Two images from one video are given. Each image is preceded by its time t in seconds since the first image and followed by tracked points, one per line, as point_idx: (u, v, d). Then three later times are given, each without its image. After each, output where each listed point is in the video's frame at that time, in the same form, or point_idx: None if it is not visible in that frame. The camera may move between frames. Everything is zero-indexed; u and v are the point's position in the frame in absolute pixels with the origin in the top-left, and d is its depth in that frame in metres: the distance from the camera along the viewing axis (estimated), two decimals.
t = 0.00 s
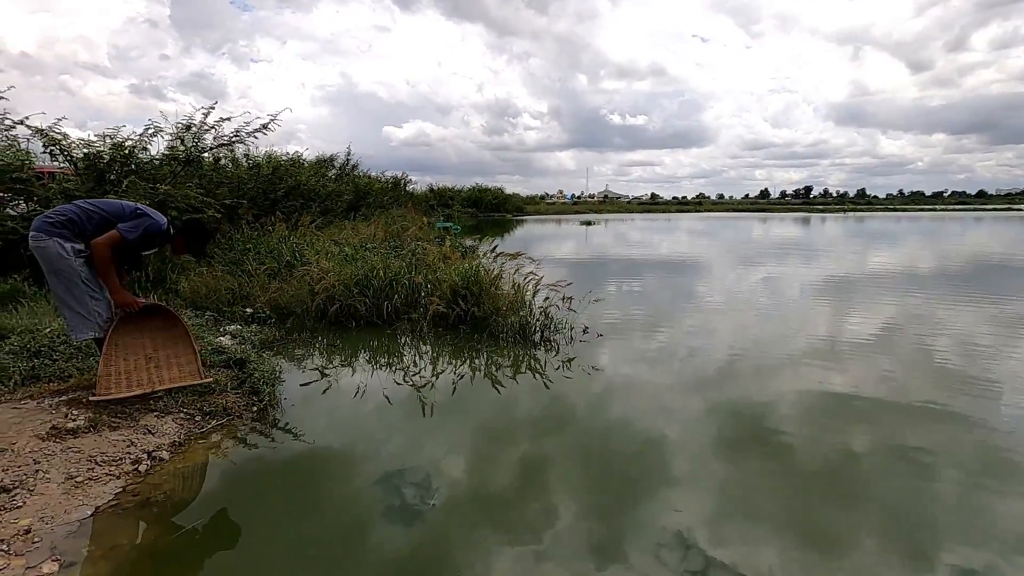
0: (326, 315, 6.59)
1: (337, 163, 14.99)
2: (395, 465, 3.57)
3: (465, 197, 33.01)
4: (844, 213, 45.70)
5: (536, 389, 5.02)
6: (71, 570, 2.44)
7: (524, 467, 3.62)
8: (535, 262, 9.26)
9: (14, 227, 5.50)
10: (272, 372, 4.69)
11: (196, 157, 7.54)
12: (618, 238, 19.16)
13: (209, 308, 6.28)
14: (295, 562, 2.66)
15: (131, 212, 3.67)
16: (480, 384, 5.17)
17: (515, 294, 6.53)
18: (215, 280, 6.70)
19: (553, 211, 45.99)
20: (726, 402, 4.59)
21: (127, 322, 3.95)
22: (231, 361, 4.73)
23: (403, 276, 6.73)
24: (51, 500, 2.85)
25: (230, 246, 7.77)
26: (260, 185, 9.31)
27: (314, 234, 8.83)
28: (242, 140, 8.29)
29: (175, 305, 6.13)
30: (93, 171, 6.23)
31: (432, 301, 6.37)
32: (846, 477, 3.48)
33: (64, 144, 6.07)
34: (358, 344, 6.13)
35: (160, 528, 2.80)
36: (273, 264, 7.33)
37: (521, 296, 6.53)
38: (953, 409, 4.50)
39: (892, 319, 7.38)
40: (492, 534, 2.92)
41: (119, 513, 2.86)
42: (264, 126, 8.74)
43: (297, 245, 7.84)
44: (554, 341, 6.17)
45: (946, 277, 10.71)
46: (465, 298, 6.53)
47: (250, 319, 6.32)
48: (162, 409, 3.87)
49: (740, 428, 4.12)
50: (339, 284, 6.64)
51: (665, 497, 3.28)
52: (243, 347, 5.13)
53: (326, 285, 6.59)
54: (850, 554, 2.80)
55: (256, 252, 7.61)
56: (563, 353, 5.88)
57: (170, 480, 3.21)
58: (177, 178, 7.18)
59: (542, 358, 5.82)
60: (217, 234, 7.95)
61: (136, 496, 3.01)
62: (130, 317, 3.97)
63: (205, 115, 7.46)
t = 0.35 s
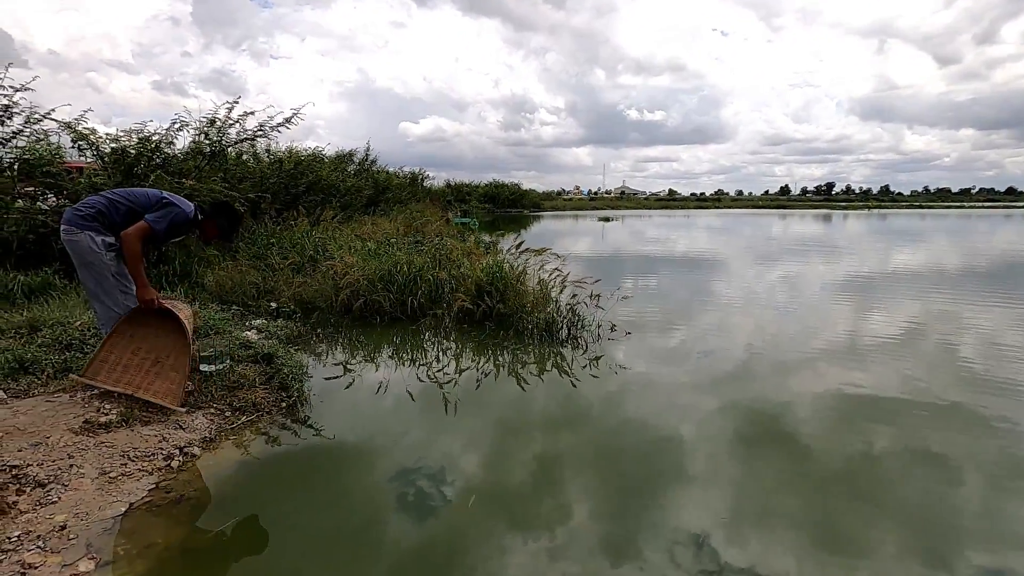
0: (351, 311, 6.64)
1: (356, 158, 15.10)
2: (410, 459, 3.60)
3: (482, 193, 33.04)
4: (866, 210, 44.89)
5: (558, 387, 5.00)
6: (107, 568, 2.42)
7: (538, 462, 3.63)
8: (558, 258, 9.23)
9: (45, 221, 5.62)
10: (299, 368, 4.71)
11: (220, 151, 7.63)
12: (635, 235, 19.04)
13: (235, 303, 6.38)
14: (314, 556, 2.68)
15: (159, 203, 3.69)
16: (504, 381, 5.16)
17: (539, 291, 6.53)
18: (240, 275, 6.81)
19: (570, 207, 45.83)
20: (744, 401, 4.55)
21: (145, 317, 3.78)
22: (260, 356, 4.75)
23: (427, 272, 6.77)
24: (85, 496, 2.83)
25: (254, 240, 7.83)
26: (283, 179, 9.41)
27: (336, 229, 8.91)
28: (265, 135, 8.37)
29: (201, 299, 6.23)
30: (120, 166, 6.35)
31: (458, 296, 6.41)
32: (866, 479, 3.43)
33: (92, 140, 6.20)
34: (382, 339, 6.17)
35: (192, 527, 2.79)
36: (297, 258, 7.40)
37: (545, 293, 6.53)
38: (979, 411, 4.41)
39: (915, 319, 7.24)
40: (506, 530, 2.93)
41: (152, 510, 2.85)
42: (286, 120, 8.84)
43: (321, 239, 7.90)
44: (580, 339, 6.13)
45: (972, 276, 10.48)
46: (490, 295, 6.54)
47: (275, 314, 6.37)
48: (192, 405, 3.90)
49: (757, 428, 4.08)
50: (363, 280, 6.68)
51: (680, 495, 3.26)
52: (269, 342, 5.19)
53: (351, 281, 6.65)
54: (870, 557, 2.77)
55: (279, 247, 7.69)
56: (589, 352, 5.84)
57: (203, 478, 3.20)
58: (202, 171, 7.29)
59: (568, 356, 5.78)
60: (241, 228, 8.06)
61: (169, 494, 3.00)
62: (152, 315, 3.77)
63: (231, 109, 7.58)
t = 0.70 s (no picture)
0: (370, 309, 6.64)
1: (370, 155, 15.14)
2: (420, 454, 3.60)
3: (494, 190, 33.03)
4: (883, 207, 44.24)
5: (578, 387, 4.94)
6: (140, 570, 2.37)
7: (548, 459, 3.62)
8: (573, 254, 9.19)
9: (69, 217, 5.71)
10: (322, 368, 4.62)
11: (238, 148, 7.69)
12: (648, 232, 18.93)
13: (253, 300, 6.41)
14: (329, 550, 2.67)
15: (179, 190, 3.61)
16: (524, 380, 5.12)
17: (558, 289, 6.47)
18: (258, 272, 6.85)
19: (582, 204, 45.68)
20: (758, 400, 4.50)
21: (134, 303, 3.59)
22: (282, 355, 4.71)
23: (446, 270, 6.79)
24: (115, 496, 2.78)
25: (272, 237, 7.87)
26: (299, 176, 9.46)
27: (351, 226, 8.95)
28: (281, 131, 8.43)
29: (220, 296, 6.28)
30: (141, 163, 6.44)
31: (477, 294, 6.40)
32: (882, 479, 3.38)
33: (111, 137, 6.29)
34: (399, 337, 6.18)
35: (221, 527, 2.72)
36: (315, 256, 7.43)
37: (566, 291, 6.46)
38: (998, 412, 4.32)
39: (933, 318, 7.12)
40: (516, 527, 2.92)
41: (183, 512, 2.78)
42: (303, 117, 8.89)
43: (338, 237, 7.92)
44: (601, 338, 6.06)
45: (992, 274, 10.29)
46: (510, 293, 6.49)
47: (294, 312, 6.40)
48: (217, 404, 3.83)
49: (769, 427, 4.04)
50: (382, 277, 6.67)
51: (692, 494, 3.23)
52: (289, 338, 5.19)
53: (370, 278, 6.63)
54: (885, 559, 2.73)
55: (297, 244, 7.72)
56: (611, 352, 5.75)
57: (232, 477, 3.14)
58: (221, 168, 7.36)
59: (588, 356, 5.71)
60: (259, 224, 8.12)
61: (199, 494, 2.94)
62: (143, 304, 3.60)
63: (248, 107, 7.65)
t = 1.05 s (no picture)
0: (386, 306, 6.70)
1: (382, 150, 15.21)
2: (430, 449, 3.65)
3: (505, 185, 33.03)
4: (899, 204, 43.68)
5: (595, 385, 4.93)
6: (171, 565, 2.40)
7: (557, 455, 3.66)
8: (586, 251, 9.20)
9: (91, 212, 5.78)
10: (341, 365, 4.65)
11: (255, 144, 7.78)
12: (660, 228, 18.84)
13: (271, 297, 6.50)
14: (344, 543, 2.72)
15: (199, 184, 3.68)
16: (540, 378, 5.14)
17: (575, 287, 6.46)
18: (276, 268, 6.94)
19: (593, 200, 45.54)
20: (769, 398, 4.51)
21: (159, 300, 3.79)
22: (301, 351, 4.76)
23: (461, 267, 6.82)
24: (144, 490, 2.82)
25: (288, 233, 7.95)
26: (314, 171, 9.54)
27: (366, 222, 9.01)
28: (297, 128, 8.52)
29: (239, 292, 6.36)
30: (161, 159, 6.59)
31: (494, 291, 6.39)
32: (893, 479, 3.38)
33: (129, 134, 6.40)
34: (415, 334, 6.23)
35: (247, 523, 2.75)
36: (331, 252, 7.50)
37: (582, 289, 6.45)
38: (1014, 413, 4.29)
39: (949, 316, 7.05)
40: (525, 523, 2.96)
41: (211, 508, 2.81)
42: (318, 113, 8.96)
43: (354, 233, 7.99)
44: (618, 337, 6.05)
45: (1010, 272, 10.15)
46: (527, 291, 6.50)
47: (311, 308, 6.48)
48: (240, 400, 3.87)
49: (780, 426, 4.04)
50: (399, 274, 6.72)
51: (701, 491, 3.26)
52: (307, 335, 5.25)
53: (387, 275, 6.68)
54: (895, 559, 2.74)
55: (313, 240, 7.79)
56: (628, 350, 5.74)
57: (258, 474, 3.16)
58: (238, 163, 7.45)
59: (605, 354, 5.71)
60: (275, 221, 8.21)
61: (226, 489, 2.98)
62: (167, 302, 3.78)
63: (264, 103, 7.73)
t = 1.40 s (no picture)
0: (400, 303, 6.72)
1: (394, 147, 15.26)
2: (442, 444, 3.67)
3: (516, 182, 33.00)
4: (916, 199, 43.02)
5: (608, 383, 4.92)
6: (193, 560, 2.44)
7: (569, 452, 3.66)
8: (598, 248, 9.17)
9: (108, 209, 5.80)
10: (356, 362, 4.68)
11: (270, 142, 7.83)
12: (671, 225, 18.73)
13: (286, 294, 6.55)
14: (358, 538, 2.74)
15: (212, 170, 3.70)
16: (553, 375, 5.14)
17: (588, 284, 6.43)
18: (291, 266, 7.00)
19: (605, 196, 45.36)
20: (783, 395, 4.47)
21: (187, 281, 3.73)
22: (316, 348, 4.79)
23: (475, 265, 6.81)
24: (165, 486, 2.86)
25: (303, 231, 8.01)
26: (327, 169, 9.59)
27: (378, 220, 9.05)
28: (310, 125, 8.56)
29: (254, 289, 6.42)
30: (178, 158, 6.66)
31: (507, 289, 6.36)
32: (909, 478, 3.34)
33: (146, 132, 6.48)
34: (428, 332, 6.26)
35: (264, 519, 2.78)
36: (344, 249, 7.54)
37: (595, 287, 6.42)
38: None
39: (966, 313, 6.95)
40: (535, 518, 2.97)
41: (230, 503, 2.85)
42: (331, 111, 9.01)
43: (367, 230, 8.03)
44: (631, 334, 6.03)
45: None
46: (540, 288, 6.49)
47: (325, 305, 6.52)
48: (257, 396, 3.91)
49: (793, 424, 4.01)
50: (411, 271, 6.73)
51: (714, 489, 3.24)
52: (322, 332, 5.29)
53: (400, 272, 6.71)
54: (910, 558, 2.71)
55: (326, 237, 7.84)
56: (641, 348, 5.72)
57: (275, 470, 3.20)
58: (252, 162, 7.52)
59: (619, 352, 5.69)
60: (289, 218, 8.27)
61: (245, 485, 3.01)
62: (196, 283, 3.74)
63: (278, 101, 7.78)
